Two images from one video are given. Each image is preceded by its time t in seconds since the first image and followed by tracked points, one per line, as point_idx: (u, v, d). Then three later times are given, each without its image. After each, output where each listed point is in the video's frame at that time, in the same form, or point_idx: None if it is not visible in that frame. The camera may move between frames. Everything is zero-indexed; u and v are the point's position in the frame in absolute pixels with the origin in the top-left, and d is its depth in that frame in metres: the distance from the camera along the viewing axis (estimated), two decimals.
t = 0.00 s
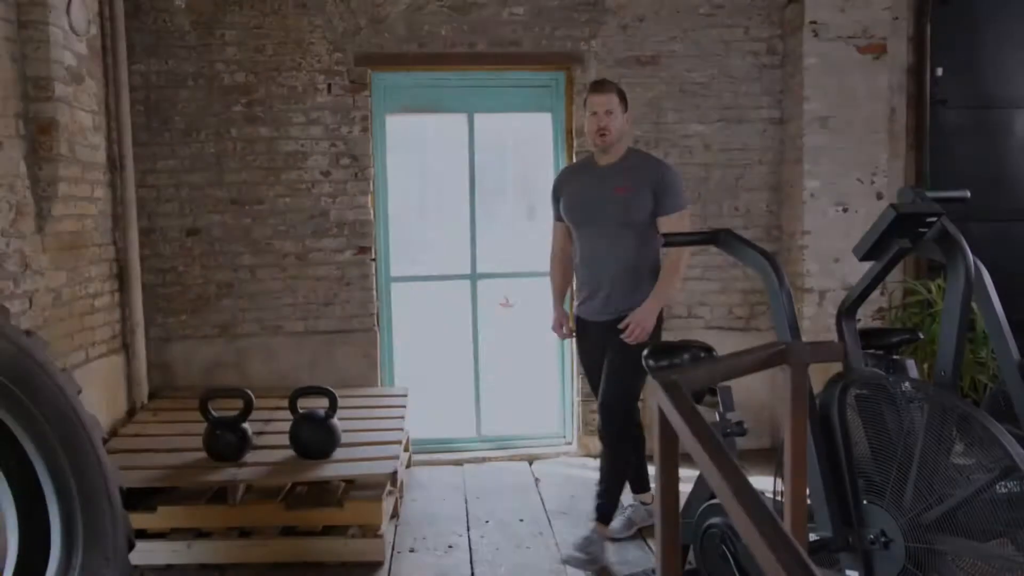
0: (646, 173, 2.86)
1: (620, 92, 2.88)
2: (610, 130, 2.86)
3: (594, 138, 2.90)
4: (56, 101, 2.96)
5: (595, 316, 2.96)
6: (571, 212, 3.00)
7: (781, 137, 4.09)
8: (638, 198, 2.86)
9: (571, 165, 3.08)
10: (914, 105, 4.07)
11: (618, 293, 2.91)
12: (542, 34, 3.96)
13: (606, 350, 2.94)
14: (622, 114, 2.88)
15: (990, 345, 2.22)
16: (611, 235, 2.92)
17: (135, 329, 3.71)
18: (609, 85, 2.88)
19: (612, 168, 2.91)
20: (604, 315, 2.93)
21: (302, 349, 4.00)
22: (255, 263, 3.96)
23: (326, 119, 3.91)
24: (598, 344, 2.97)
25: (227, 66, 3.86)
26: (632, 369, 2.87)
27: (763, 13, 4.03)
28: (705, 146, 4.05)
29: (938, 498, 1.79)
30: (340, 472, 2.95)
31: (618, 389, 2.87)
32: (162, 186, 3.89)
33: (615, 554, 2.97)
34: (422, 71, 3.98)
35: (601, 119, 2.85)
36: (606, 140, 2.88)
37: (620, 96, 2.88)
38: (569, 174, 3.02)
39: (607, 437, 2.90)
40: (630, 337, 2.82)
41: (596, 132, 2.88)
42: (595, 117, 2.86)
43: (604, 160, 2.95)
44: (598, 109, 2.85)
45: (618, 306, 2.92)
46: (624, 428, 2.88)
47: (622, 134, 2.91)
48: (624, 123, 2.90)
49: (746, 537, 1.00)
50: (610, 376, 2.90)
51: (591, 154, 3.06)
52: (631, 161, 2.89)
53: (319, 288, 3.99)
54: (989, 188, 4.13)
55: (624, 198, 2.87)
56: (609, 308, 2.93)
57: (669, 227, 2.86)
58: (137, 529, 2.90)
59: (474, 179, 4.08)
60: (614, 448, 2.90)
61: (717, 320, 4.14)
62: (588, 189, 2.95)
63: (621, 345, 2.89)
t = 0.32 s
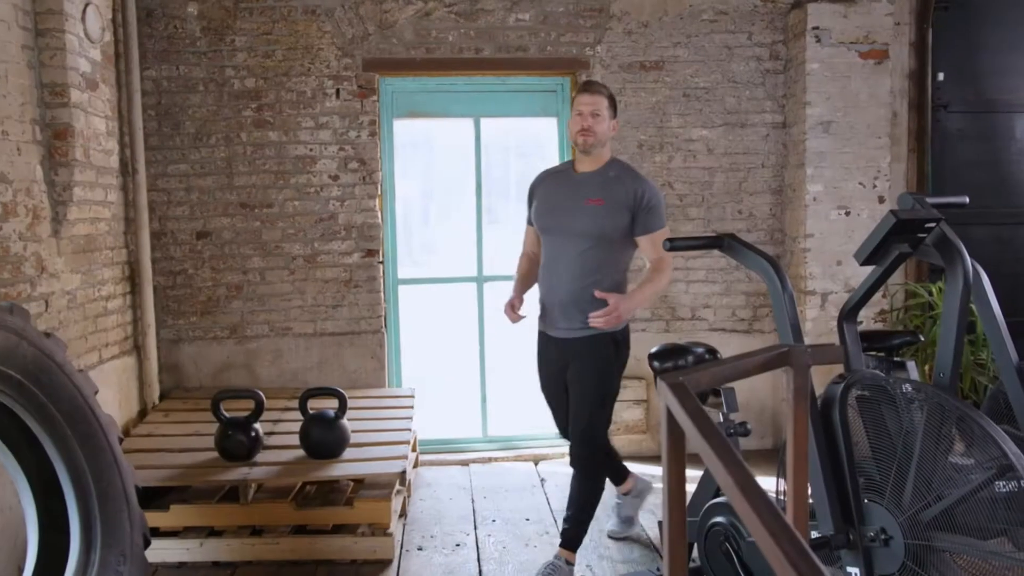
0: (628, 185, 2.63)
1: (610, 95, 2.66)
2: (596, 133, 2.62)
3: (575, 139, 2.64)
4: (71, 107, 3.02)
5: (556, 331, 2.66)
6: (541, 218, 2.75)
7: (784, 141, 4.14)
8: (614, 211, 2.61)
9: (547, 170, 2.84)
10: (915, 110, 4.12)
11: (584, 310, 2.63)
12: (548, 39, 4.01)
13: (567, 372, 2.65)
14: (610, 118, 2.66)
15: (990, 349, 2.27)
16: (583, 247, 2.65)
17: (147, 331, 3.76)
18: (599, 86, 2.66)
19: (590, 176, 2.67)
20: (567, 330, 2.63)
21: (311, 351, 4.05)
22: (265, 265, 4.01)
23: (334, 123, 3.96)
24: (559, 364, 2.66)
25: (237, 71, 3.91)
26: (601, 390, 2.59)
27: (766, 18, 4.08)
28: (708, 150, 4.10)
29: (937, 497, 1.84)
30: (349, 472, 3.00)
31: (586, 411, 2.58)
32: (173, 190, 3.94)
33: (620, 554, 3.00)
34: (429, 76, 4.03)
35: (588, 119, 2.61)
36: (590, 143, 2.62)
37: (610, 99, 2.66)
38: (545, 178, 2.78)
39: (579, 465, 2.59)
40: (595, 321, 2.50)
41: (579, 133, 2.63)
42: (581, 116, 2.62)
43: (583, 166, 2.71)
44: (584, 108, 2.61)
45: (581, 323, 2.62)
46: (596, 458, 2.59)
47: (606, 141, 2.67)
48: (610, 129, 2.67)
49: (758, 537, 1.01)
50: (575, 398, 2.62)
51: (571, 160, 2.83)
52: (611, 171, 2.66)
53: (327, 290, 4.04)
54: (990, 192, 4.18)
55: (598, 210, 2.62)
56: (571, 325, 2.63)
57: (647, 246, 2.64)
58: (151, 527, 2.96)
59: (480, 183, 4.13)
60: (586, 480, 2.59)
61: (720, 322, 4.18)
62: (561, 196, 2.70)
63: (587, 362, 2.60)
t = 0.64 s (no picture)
0: (590, 181, 2.47)
1: (566, 86, 2.54)
2: (556, 123, 2.48)
3: (534, 131, 2.49)
4: (84, 111, 3.11)
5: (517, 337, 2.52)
6: (503, 217, 2.60)
7: (778, 144, 4.23)
8: (576, 210, 2.46)
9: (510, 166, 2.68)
10: (907, 113, 4.21)
11: (546, 315, 2.48)
12: (547, 44, 4.09)
13: (533, 376, 2.50)
14: (568, 109, 2.53)
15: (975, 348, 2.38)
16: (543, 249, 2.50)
17: (155, 330, 3.84)
18: (554, 77, 2.53)
19: (551, 173, 2.51)
20: (531, 336, 2.49)
21: (315, 349, 4.13)
22: (270, 265, 4.09)
23: (338, 126, 4.05)
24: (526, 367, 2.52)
25: (243, 76, 4.00)
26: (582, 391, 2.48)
27: (760, 24, 4.17)
28: (704, 153, 4.19)
29: (921, 485, 1.93)
30: (355, 467, 3.09)
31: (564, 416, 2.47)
32: (180, 191, 4.03)
33: (619, 545, 3.09)
34: (431, 81, 4.12)
35: (544, 110, 2.48)
36: (548, 134, 2.48)
37: (566, 90, 2.54)
38: (507, 175, 2.63)
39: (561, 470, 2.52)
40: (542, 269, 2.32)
41: (536, 125, 2.48)
42: (536, 108, 2.49)
43: (545, 162, 2.55)
44: (540, 99, 2.49)
45: (543, 329, 2.48)
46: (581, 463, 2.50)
47: (567, 131, 2.52)
48: (570, 120, 2.53)
49: (750, 516, 1.08)
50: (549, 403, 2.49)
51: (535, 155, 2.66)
52: (574, 166, 2.50)
53: (332, 290, 4.12)
54: (979, 193, 4.27)
55: (560, 208, 2.47)
56: (533, 331, 2.49)
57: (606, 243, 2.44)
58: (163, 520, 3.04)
59: (481, 185, 4.22)
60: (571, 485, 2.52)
61: (716, 321, 4.27)
62: (523, 193, 2.54)
63: (566, 365, 2.47)
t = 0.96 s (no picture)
0: (556, 180, 2.44)
1: (515, 83, 2.47)
2: (505, 126, 2.43)
3: (486, 136, 2.44)
4: (107, 115, 3.22)
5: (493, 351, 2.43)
6: (463, 226, 2.51)
7: (778, 146, 4.33)
8: (545, 210, 2.42)
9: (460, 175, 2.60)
10: (904, 115, 4.31)
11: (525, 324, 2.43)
12: (553, 49, 4.19)
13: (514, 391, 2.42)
14: (518, 109, 2.47)
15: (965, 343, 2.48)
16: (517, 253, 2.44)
17: (172, 327, 3.95)
18: (502, 75, 2.47)
19: (512, 175, 2.47)
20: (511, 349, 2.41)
21: (327, 346, 4.25)
22: (283, 264, 4.20)
23: (349, 129, 4.16)
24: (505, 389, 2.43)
25: (257, 80, 4.11)
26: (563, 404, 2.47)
27: (761, 29, 4.27)
28: (706, 155, 4.30)
29: (910, 471, 2.03)
30: (368, 458, 3.20)
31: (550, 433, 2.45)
32: (196, 192, 4.14)
33: (623, 534, 3.19)
34: (439, 85, 4.24)
35: (494, 112, 2.42)
36: (502, 137, 2.43)
37: (515, 87, 2.47)
38: (461, 183, 2.55)
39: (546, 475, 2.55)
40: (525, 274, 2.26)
41: (487, 128, 2.43)
42: (486, 110, 2.43)
43: (502, 166, 2.50)
44: (488, 101, 2.43)
45: (522, 339, 2.42)
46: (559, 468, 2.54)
47: (519, 133, 2.47)
48: (520, 119, 2.48)
49: (740, 482, 1.17)
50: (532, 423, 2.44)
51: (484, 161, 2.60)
52: (536, 167, 2.47)
53: (343, 288, 4.23)
54: (975, 194, 4.37)
55: (528, 209, 2.42)
56: (511, 341, 2.41)
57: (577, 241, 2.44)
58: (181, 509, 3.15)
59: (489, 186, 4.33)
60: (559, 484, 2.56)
61: (718, 319, 4.38)
62: (484, 199, 2.47)
63: (547, 385, 2.43)
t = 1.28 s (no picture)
0: (535, 164, 2.28)
1: (484, 64, 2.28)
2: (478, 107, 2.23)
3: (456, 118, 2.23)
4: (129, 117, 3.32)
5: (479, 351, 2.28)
6: (436, 217, 2.28)
7: (781, 146, 4.43)
8: (526, 198, 2.24)
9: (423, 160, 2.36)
10: (904, 116, 4.40)
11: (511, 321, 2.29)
12: (560, 51, 4.29)
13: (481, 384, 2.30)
14: (489, 90, 2.27)
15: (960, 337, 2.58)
16: (498, 243, 2.26)
17: (189, 322, 4.06)
18: (469, 53, 2.28)
19: (487, 161, 2.27)
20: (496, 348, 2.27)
21: (340, 341, 4.35)
22: (297, 262, 4.31)
23: (362, 130, 4.26)
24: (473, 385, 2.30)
25: (272, 82, 4.21)
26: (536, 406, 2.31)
27: (764, 31, 4.37)
28: (710, 154, 4.39)
29: (905, 459, 2.13)
30: (382, 449, 3.30)
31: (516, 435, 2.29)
32: (212, 191, 4.24)
33: (629, 523, 3.29)
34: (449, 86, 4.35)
35: (465, 92, 2.22)
36: (474, 120, 2.23)
37: (484, 66, 2.28)
38: (429, 170, 2.31)
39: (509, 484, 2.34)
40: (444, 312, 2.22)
41: (457, 111, 2.23)
42: (456, 91, 2.23)
43: (473, 151, 2.29)
44: (459, 81, 2.23)
45: (507, 337, 2.28)
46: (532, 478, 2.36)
47: (491, 115, 2.27)
48: (491, 101, 2.28)
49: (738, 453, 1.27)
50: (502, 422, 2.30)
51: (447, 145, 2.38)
52: (511, 152, 2.28)
53: (355, 285, 4.34)
54: (974, 193, 4.46)
55: (510, 198, 2.23)
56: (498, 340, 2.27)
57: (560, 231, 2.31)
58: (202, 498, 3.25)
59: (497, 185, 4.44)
60: (527, 498, 2.36)
61: (722, 315, 4.48)
62: (459, 187, 2.26)
63: (519, 383, 2.28)
